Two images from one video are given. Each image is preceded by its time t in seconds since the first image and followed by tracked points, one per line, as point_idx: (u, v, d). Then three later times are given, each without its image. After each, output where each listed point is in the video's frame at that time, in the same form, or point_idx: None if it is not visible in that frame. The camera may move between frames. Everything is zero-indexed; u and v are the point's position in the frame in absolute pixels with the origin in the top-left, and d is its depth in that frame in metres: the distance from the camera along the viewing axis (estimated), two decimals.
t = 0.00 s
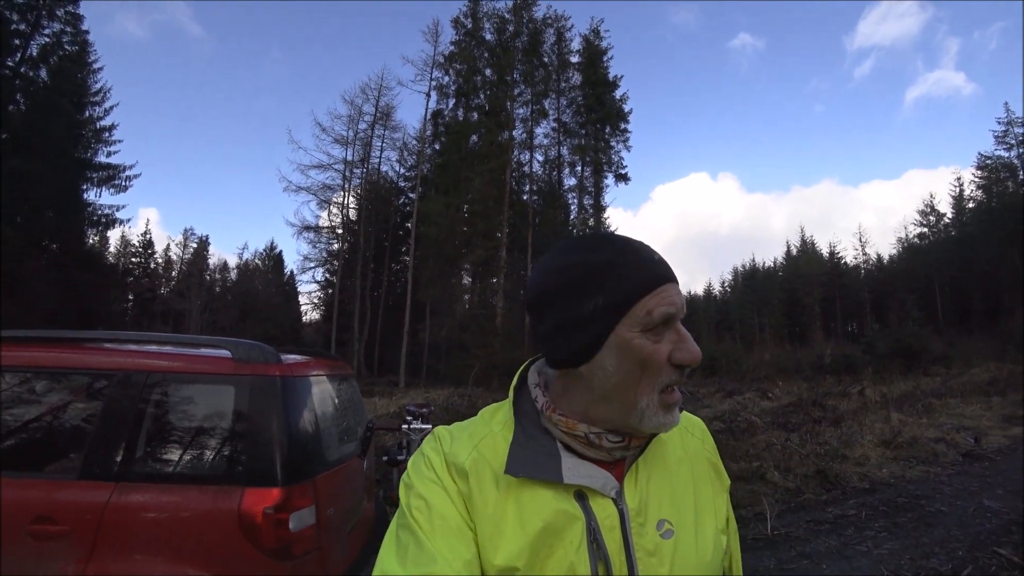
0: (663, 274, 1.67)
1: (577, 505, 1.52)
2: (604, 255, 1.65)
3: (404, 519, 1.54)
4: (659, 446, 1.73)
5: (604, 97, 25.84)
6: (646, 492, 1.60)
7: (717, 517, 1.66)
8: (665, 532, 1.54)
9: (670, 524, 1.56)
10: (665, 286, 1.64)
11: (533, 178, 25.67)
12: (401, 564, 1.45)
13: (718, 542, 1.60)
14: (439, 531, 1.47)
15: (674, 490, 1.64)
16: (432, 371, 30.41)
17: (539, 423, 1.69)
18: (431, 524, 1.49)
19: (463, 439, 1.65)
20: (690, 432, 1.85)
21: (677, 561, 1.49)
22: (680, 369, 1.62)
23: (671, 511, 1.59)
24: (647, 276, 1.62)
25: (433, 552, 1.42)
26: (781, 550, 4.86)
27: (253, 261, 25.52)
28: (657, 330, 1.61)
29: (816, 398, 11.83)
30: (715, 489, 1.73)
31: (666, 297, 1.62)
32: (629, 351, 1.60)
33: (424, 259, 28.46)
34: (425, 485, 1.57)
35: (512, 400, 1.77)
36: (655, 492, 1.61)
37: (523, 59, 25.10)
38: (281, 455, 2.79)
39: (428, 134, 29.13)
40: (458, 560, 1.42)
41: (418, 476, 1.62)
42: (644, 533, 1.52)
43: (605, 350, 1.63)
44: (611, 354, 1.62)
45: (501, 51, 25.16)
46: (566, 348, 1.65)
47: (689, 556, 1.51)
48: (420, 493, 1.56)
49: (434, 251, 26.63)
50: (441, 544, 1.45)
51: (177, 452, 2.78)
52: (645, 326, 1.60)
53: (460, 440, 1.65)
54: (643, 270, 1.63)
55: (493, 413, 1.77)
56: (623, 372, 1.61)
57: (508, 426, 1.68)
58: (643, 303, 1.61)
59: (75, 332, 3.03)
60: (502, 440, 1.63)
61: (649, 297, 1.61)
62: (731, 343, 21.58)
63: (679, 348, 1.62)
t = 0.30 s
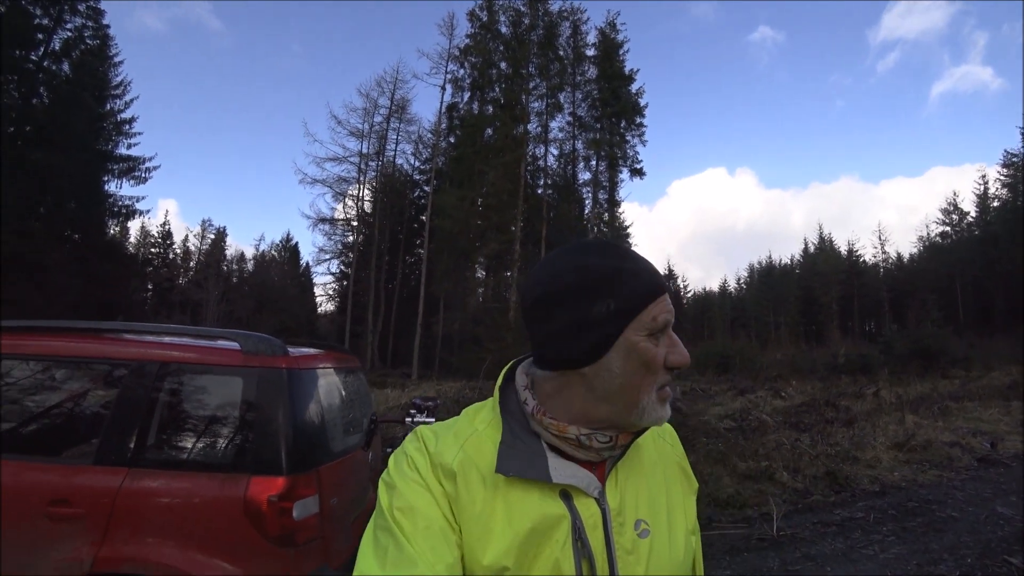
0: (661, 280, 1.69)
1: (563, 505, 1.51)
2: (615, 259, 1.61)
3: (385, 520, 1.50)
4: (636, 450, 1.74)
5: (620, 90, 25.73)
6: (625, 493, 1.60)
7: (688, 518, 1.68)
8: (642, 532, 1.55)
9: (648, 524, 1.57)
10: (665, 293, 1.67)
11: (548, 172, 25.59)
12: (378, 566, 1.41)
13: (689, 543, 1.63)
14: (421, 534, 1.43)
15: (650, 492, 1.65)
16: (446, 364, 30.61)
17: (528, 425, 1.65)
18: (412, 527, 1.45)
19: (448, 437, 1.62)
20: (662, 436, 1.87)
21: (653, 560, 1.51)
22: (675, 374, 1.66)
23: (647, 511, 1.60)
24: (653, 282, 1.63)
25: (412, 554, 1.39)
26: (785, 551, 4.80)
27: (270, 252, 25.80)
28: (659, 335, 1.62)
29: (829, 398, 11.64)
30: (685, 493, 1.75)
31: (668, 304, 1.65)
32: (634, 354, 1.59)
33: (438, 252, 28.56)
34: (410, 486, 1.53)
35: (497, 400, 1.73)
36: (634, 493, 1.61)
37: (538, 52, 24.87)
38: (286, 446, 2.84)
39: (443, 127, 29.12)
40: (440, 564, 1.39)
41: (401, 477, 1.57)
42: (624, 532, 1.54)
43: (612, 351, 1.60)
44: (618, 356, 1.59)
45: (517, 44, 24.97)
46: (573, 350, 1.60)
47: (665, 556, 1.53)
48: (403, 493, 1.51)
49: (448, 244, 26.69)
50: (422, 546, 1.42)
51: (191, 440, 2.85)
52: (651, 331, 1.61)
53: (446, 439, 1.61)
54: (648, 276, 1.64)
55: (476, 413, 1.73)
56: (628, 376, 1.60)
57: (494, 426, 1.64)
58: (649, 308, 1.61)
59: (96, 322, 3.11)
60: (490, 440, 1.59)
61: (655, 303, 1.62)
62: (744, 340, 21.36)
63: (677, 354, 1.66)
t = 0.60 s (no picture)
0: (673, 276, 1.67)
1: (572, 499, 1.50)
2: (618, 253, 1.61)
3: (397, 508, 1.51)
4: (650, 444, 1.71)
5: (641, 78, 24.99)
6: (637, 489, 1.58)
7: (702, 515, 1.66)
8: (653, 528, 1.54)
9: (660, 520, 1.55)
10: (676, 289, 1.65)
11: (569, 162, 25.41)
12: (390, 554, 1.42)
13: (703, 541, 1.60)
14: (432, 524, 1.44)
15: (663, 487, 1.63)
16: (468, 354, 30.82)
17: (538, 418, 1.65)
18: (424, 515, 1.46)
19: (459, 428, 1.62)
20: (678, 431, 1.83)
21: (664, 557, 1.50)
22: (683, 366, 1.62)
23: (660, 507, 1.58)
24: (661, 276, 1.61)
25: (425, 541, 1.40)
26: (806, 545, 4.75)
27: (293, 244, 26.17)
28: (665, 328, 1.61)
29: (855, 390, 11.43)
30: (701, 489, 1.72)
31: (678, 299, 1.63)
32: (637, 345, 1.59)
33: (459, 243, 28.64)
34: (422, 475, 1.53)
35: (509, 392, 1.72)
36: (647, 489, 1.59)
37: (558, 40, 24.57)
38: (303, 437, 2.90)
39: (463, 118, 29.06)
40: (449, 554, 1.40)
41: (412, 466, 1.58)
42: (635, 527, 1.52)
43: (616, 344, 1.59)
44: (621, 348, 1.59)
45: (535, 33, 24.67)
46: (577, 342, 1.61)
47: (677, 555, 1.51)
48: (414, 482, 1.52)
49: (468, 235, 26.72)
50: (432, 535, 1.43)
51: (215, 430, 2.92)
52: (656, 324, 1.59)
53: (457, 431, 1.61)
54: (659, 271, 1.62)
55: (489, 405, 1.72)
56: (629, 367, 1.59)
57: (506, 418, 1.63)
58: (658, 303, 1.60)
59: (125, 315, 3.22)
60: (501, 432, 1.59)
61: (663, 296, 1.61)
62: (768, 330, 21.04)
63: (684, 347, 1.63)
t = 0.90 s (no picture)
0: (648, 256, 1.72)
1: (601, 491, 1.49)
2: (591, 240, 1.80)
3: (431, 495, 1.52)
4: (684, 437, 1.70)
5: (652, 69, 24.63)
6: (669, 482, 1.57)
7: (736, 512, 1.63)
8: (685, 522, 1.52)
9: (691, 514, 1.54)
10: (646, 267, 1.71)
11: (580, 154, 25.25)
12: (422, 539, 1.44)
13: (737, 537, 1.58)
14: (465, 509, 1.44)
15: (695, 481, 1.62)
16: (481, 347, 30.90)
17: (566, 406, 1.69)
18: (456, 502, 1.46)
19: (492, 419, 1.63)
20: (713, 425, 1.81)
21: (694, 552, 1.48)
22: (656, 346, 1.65)
23: (692, 501, 1.57)
24: (625, 256, 1.72)
25: (455, 528, 1.41)
26: (822, 539, 4.72)
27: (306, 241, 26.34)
28: (634, 307, 1.68)
29: (872, 382, 11.31)
30: (737, 485, 1.70)
31: (642, 274, 1.69)
32: (603, 326, 1.71)
33: (471, 237, 28.66)
34: (453, 462, 1.54)
35: (542, 381, 1.78)
36: (679, 482, 1.58)
37: (568, 31, 24.41)
38: (320, 431, 2.93)
39: (474, 112, 28.93)
40: (483, 539, 1.40)
41: (445, 453, 1.59)
42: (665, 521, 1.50)
43: (588, 326, 1.76)
44: (592, 328, 1.73)
45: (545, 24, 24.50)
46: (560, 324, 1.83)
47: (708, 549, 1.49)
48: (448, 469, 1.53)
49: (480, 229, 26.71)
50: (465, 519, 1.43)
51: (234, 424, 2.97)
52: (620, 303, 1.69)
53: (490, 421, 1.63)
54: (627, 252, 1.72)
55: (522, 396, 1.75)
56: (599, 345, 1.71)
57: (538, 409, 1.65)
58: (621, 281, 1.71)
59: (144, 313, 3.28)
60: (531, 423, 1.60)
61: (625, 274, 1.70)
62: (783, 322, 20.82)
63: (657, 328, 1.67)
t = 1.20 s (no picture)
0: (641, 249, 1.72)
1: (615, 493, 1.48)
2: (588, 238, 1.83)
3: (448, 493, 1.52)
4: (705, 439, 1.66)
5: (653, 62, 24.80)
6: (686, 485, 1.54)
7: (763, 518, 1.57)
8: (704, 527, 1.49)
9: (711, 519, 1.50)
10: (637, 260, 1.71)
11: (581, 148, 25.18)
12: (439, 535, 1.45)
13: (762, 543, 1.52)
14: (481, 507, 1.45)
15: (717, 484, 1.58)
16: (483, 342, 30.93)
17: (581, 404, 1.69)
18: (472, 500, 1.47)
19: (508, 418, 1.65)
20: (740, 426, 1.75)
21: (713, 558, 1.44)
22: (651, 341, 1.64)
23: (712, 505, 1.53)
24: (616, 252, 1.73)
25: (470, 526, 1.41)
26: (828, 533, 4.73)
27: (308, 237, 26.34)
28: (626, 302, 1.70)
29: (876, 375, 11.32)
30: (764, 489, 1.64)
31: (633, 268, 1.69)
32: (600, 323, 1.73)
33: (472, 232, 28.64)
34: (471, 461, 1.56)
35: (559, 380, 1.78)
36: (698, 485, 1.55)
37: (568, 25, 24.34)
38: (323, 429, 2.94)
39: (474, 107, 28.75)
40: (499, 537, 1.41)
41: (462, 454, 1.60)
42: (682, 525, 1.47)
43: (589, 323, 1.80)
44: (592, 327, 1.76)
45: (545, 18, 24.42)
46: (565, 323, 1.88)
47: (727, 555, 1.45)
48: (465, 468, 1.55)
49: (481, 225, 26.68)
50: (481, 515, 1.44)
51: (237, 424, 2.98)
52: (613, 299, 1.71)
53: (506, 422, 1.64)
54: (619, 248, 1.73)
55: (541, 395, 1.75)
56: (599, 343, 1.73)
57: (555, 408, 1.66)
58: (614, 276, 1.73)
59: (146, 313, 3.28)
60: (547, 423, 1.60)
61: (618, 269, 1.72)
62: (786, 315, 20.80)
63: (650, 321, 1.66)
